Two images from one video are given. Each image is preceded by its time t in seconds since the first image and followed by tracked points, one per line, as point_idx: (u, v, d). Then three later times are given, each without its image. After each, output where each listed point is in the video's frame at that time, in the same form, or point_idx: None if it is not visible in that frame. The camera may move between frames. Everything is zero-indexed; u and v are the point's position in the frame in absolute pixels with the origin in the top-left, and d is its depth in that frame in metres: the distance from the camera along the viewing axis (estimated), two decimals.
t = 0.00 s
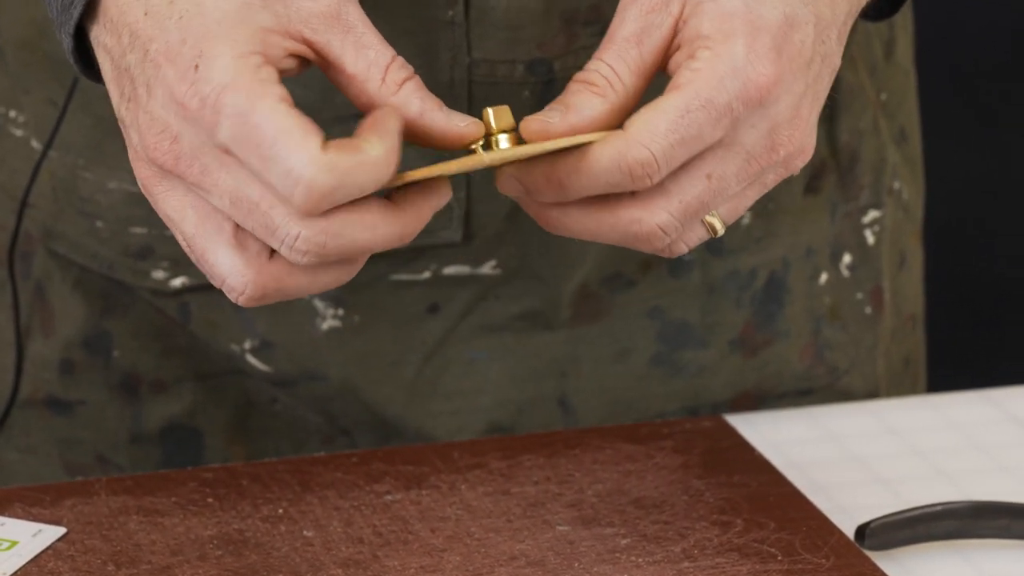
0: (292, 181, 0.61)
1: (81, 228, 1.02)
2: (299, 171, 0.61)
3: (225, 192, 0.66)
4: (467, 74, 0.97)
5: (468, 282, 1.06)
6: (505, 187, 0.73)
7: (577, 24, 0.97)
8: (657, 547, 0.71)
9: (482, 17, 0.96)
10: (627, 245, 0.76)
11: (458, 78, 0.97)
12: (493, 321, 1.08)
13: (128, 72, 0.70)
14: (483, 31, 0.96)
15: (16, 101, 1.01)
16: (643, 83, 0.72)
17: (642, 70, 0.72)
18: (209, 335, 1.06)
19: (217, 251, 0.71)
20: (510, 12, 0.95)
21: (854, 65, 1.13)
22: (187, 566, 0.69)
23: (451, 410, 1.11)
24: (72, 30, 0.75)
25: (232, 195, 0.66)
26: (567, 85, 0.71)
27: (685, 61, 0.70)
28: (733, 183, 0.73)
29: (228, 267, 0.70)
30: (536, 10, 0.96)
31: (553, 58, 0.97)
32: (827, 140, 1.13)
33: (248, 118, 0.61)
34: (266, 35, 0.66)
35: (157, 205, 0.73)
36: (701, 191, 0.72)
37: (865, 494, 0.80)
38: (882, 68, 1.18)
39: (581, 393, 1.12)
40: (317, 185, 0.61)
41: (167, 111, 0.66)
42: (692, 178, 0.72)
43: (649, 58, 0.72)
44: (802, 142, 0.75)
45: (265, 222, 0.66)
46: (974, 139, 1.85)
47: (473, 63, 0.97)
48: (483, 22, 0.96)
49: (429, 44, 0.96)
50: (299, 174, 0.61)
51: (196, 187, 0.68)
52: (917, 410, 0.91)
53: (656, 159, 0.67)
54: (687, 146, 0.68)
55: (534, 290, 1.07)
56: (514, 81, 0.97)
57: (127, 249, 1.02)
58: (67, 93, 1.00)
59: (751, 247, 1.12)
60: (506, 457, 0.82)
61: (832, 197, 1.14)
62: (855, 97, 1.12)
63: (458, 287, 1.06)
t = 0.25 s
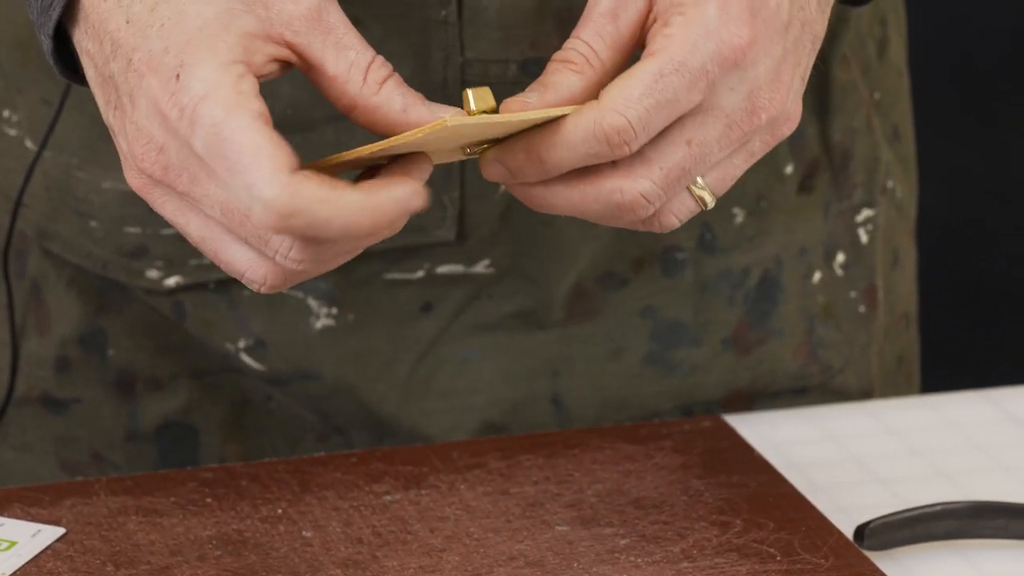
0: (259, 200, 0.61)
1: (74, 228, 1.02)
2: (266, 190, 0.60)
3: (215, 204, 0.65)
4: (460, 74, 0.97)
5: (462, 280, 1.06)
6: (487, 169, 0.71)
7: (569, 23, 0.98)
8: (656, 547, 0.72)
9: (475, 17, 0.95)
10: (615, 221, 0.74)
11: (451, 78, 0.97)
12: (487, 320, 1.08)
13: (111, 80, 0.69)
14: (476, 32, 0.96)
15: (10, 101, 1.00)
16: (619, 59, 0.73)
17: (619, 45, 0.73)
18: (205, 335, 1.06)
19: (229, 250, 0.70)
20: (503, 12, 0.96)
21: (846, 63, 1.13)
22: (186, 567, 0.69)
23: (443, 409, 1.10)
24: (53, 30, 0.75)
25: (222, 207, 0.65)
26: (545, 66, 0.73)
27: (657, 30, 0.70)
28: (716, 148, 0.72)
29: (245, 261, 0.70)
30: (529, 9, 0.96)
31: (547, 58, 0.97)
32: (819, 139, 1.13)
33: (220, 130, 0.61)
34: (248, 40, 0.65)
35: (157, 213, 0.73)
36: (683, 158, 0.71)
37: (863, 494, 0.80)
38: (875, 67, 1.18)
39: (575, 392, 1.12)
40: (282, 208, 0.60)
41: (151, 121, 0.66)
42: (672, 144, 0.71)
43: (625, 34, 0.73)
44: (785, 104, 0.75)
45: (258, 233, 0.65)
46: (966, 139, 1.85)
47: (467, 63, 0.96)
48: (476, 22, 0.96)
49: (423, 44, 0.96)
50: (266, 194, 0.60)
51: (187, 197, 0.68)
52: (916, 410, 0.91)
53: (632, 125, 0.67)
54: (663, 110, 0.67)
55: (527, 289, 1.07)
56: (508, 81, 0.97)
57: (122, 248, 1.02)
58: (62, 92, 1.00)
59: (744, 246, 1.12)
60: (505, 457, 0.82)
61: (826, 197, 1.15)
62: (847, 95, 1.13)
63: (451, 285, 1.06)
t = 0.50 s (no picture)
0: (306, 162, 0.60)
1: (69, 227, 1.02)
2: (311, 149, 0.60)
3: (218, 194, 0.65)
4: (455, 75, 0.97)
5: (457, 278, 1.05)
6: (478, 159, 0.71)
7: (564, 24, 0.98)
8: (656, 546, 0.72)
9: (469, 19, 0.95)
10: (606, 213, 0.74)
11: (446, 79, 0.97)
12: (483, 317, 1.08)
13: (105, 82, 0.67)
14: (470, 32, 0.96)
15: (4, 100, 1.00)
16: (606, 55, 0.73)
17: (606, 40, 0.73)
18: (200, 333, 1.05)
19: (234, 240, 0.70)
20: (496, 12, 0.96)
21: (841, 61, 1.12)
22: (186, 566, 0.69)
23: (440, 406, 1.11)
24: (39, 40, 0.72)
25: (225, 198, 0.65)
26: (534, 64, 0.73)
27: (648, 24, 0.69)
28: (706, 140, 0.71)
29: (252, 250, 0.70)
30: (523, 10, 0.96)
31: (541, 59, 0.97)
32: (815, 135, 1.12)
33: (250, 109, 0.60)
34: (242, 36, 0.63)
35: (155, 213, 0.71)
36: (674, 151, 0.70)
37: (864, 493, 0.80)
38: (870, 64, 1.18)
39: (570, 389, 1.12)
40: (332, 162, 0.60)
41: (153, 119, 0.64)
42: (663, 138, 0.70)
43: (612, 30, 0.73)
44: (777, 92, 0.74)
45: (264, 220, 0.65)
46: (962, 137, 1.85)
47: (462, 64, 0.96)
48: (471, 23, 0.95)
49: (417, 44, 0.95)
50: (312, 153, 0.60)
51: (187, 194, 0.66)
52: (915, 409, 0.91)
53: (623, 123, 0.66)
54: (654, 107, 0.67)
55: (523, 289, 1.07)
56: (502, 81, 0.97)
57: (117, 248, 1.02)
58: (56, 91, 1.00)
59: (740, 243, 1.12)
60: (505, 456, 0.82)
61: (821, 191, 1.14)
62: (842, 92, 1.12)
63: (447, 283, 1.06)
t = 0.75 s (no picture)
0: (292, 100, 0.60)
1: (62, 227, 1.02)
2: (298, 85, 0.60)
3: (208, 140, 0.63)
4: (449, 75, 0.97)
5: (450, 277, 1.06)
6: (472, 129, 0.70)
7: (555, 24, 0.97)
8: (657, 545, 0.72)
9: (461, 20, 0.95)
10: (610, 178, 0.73)
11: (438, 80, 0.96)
12: (477, 316, 1.08)
13: (93, 48, 0.67)
14: (464, 33, 0.96)
15: None
16: (602, 23, 0.73)
17: (602, 14, 0.73)
18: (193, 333, 1.05)
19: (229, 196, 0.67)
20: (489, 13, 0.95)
21: (834, 60, 1.12)
22: (187, 564, 0.69)
23: (434, 406, 1.10)
24: (28, 25, 0.73)
25: (217, 143, 0.63)
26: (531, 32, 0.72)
27: None
28: (710, 99, 0.70)
29: (248, 204, 0.67)
30: (515, 10, 0.96)
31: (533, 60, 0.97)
32: (809, 133, 1.12)
33: (235, 49, 0.60)
34: None
35: (146, 176, 0.68)
36: (675, 110, 0.69)
37: (864, 492, 0.80)
38: (866, 64, 1.18)
39: (564, 388, 1.12)
40: (320, 97, 0.60)
41: (139, 72, 0.63)
42: (664, 97, 0.69)
43: (608, 2, 0.73)
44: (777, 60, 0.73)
45: (255, 162, 0.63)
46: (956, 137, 1.85)
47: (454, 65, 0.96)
48: (463, 24, 0.95)
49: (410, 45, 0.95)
50: (299, 89, 0.60)
51: (176, 146, 0.64)
52: (916, 408, 0.91)
53: (620, 78, 0.66)
54: (651, 63, 0.66)
55: (518, 288, 1.07)
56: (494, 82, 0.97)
57: (110, 248, 1.02)
58: (49, 92, 1.00)
59: (733, 242, 1.12)
60: (506, 455, 0.82)
61: (815, 190, 1.14)
62: (836, 92, 1.12)
63: (440, 283, 1.06)
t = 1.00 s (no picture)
0: (291, 90, 0.62)
1: (55, 227, 1.02)
2: (297, 72, 0.62)
3: (217, 41, 0.61)
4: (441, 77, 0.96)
5: (443, 277, 1.05)
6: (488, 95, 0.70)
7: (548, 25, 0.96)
8: (656, 544, 0.72)
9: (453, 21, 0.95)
10: (635, 117, 0.72)
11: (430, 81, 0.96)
12: (470, 316, 1.07)
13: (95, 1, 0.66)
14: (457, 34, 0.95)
15: None
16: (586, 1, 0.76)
17: None
18: (186, 333, 1.05)
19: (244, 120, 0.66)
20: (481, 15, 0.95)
21: (827, 59, 1.12)
22: (185, 563, 0.69)
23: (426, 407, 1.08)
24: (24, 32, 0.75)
25: (223, 44, 0.61)
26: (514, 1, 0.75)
27: None
28: (742, 43, 0.72)
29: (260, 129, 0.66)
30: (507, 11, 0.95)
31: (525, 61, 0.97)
32: (801, 133, 1.13)
33: None
34: None
35: (147, 96, 0.66)
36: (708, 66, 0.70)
37: (862, 491, 0.80)
38: (860, 64, 1.18)
39: (558, 388, 1.11)
40: None
41: None
42: (696, 54, 0.70)
43: None
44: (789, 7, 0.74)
45: (256, 95, 0.63)
46: (948, 138, 1.86)
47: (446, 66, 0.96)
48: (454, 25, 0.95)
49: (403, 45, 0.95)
50: None
51: (177, 55, 0.63)
52: (914, 406, 0.92)
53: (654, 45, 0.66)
54: (686, 28, 0.66)
55: (511, 288, 1.07)
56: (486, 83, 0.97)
57: (102, 248, 1.02)
58: (43, 92, 1.00)
59: (727, 241, 1.12)
60: (505, 454, 0.82)
61: (809, 190, 1.15)
62: (829, 91, 1.13)
63: (434, 283, 1.05)
